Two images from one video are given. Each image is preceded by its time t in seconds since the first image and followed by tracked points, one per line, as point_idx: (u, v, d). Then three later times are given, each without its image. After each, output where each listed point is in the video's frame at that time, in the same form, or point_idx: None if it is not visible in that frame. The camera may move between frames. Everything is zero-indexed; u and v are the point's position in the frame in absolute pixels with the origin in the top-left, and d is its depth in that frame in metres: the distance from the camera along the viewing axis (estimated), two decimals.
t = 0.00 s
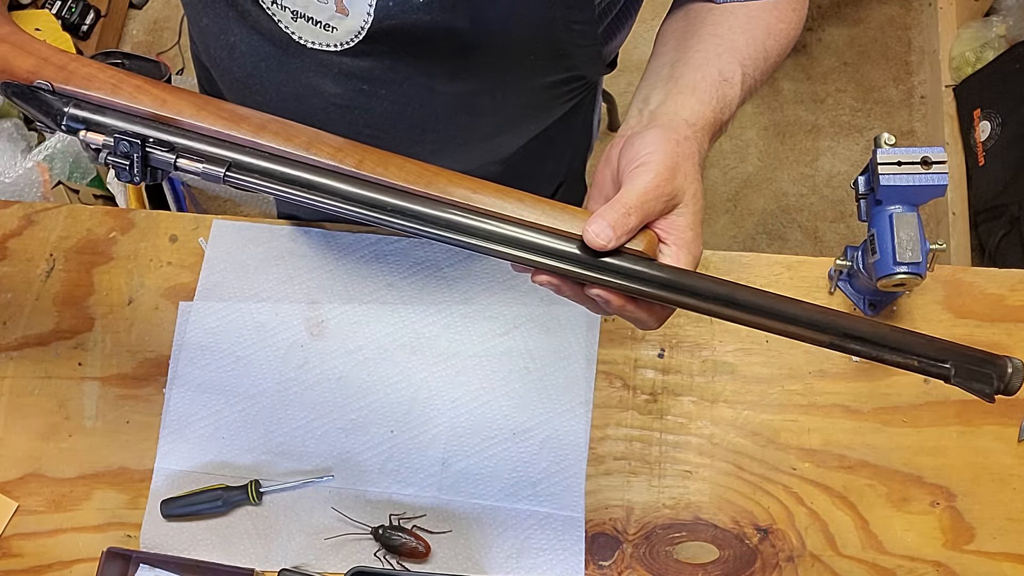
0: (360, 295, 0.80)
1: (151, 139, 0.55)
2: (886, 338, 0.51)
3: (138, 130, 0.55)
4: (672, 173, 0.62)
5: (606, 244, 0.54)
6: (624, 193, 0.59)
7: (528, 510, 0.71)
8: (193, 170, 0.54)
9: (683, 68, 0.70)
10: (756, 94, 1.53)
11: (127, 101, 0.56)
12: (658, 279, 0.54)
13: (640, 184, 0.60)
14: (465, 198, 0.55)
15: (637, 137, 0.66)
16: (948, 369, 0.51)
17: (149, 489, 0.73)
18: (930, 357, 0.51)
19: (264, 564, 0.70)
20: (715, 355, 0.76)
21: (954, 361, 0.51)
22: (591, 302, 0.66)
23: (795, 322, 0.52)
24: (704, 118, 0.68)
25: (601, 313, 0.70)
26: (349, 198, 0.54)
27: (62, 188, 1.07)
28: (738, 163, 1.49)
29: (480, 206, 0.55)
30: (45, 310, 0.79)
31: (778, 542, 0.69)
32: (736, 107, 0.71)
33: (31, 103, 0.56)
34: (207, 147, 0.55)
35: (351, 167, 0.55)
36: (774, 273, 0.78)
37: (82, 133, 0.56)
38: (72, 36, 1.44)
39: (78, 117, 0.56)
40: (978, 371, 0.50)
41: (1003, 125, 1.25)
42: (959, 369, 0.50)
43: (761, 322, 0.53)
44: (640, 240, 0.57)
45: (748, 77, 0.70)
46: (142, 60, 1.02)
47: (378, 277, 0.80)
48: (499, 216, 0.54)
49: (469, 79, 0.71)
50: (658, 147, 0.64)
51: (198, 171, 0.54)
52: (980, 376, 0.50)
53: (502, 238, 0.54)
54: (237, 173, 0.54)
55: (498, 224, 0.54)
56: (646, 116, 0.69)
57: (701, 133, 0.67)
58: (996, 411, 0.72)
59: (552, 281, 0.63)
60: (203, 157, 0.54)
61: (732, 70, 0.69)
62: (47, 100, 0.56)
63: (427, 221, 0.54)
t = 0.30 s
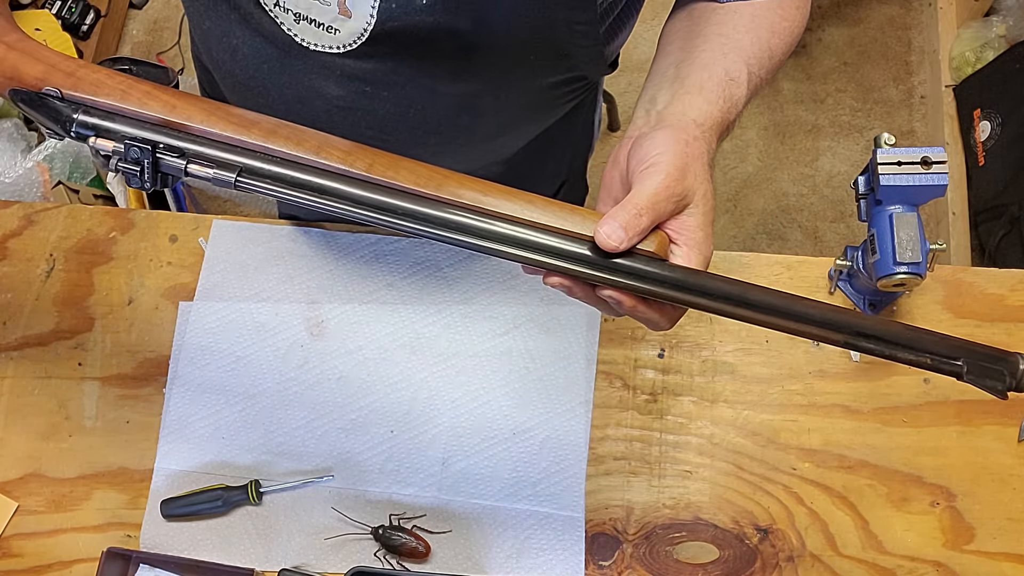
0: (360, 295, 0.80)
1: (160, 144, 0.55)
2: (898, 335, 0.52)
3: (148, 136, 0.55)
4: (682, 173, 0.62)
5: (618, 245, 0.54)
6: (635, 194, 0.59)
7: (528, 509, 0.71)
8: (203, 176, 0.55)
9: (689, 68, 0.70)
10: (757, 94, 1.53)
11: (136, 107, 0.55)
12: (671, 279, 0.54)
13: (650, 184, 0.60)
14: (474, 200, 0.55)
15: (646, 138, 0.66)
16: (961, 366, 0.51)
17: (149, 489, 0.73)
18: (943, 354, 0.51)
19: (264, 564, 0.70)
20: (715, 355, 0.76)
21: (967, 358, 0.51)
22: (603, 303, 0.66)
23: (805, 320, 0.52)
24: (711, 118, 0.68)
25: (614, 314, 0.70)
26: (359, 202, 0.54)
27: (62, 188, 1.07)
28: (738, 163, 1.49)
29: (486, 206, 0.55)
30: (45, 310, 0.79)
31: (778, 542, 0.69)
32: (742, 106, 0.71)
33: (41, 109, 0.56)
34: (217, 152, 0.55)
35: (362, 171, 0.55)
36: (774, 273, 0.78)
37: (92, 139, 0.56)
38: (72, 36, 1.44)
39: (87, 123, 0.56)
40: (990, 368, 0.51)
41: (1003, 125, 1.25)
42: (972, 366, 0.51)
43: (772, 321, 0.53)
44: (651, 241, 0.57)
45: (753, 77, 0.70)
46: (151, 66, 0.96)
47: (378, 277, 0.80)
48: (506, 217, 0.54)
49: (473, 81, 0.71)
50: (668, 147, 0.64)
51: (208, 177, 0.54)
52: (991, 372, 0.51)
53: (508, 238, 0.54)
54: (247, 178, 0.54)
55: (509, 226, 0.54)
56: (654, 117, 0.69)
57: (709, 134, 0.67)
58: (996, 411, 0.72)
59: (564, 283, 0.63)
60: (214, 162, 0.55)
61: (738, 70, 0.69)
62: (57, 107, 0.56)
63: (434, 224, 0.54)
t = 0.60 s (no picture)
0: (360, 295, 0.80)
1: (163, 148, 0.55)
2: (902, 334, 0.52)
3: (151, 139, 0.55)
4: (686, 173, 0.62)
5: (622, 246, 0.54)
6: (639, 194, 0.59)
7: (528, 509, 0.71)
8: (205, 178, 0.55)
9: (691, 68, 0.70)
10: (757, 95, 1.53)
11: (138, 111, 0.55)
12: (674, 278, 0.54)
13: (655, 183, 0.60)
14: (478, 202, 0.55)
15: (648, 138, 0.66)
16: (965, 364, 0.51)
17: (149, 489, 0.73)
18: (947, 352, 0.52)
19: (264, 564, 0.70)
20: (715, 355, 0.76)
21: (970, 356, 0.51)
22: (607, 303, 0.66)
23: (809, 319, 0.52)
24: (713, 117, 0.68)
25: (618, 314, 0.70)
26: (363, 205, 0.54)
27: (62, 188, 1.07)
28: (738, 163, 1.49)
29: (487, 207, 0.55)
30: (45, 310, 0.79)
31: (778, 542, 0.69)
32: (743, 106, 0.71)
33: (43, 114, 0.56)
34: (220, 155, 0.55)
35: (365, 173, 0.55)
36: (774, 273, 0.78)
37: (95, 143, 0.56)
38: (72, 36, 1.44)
39: (90, 127, 0.55)
40: (994, 366, 0.51)
41: (1003, 125, 1.25)
42: (975, 365, 0.51)
43: (775, 321, 0.53)
44: (655, 241, 0.58)
45: (754, 77, 0.70)
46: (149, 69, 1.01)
47: (378, 278, 0.80)
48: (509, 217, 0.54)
49: (473, 82, 0.71)
50: (671, 147, 0.64)
51: (211, 179, 0.54)
52: (994, 370, 0.51)
53: (510, 239, 0.54)
54: (250, 181, 0.54)
55: (512, 227, 0.54)
56: (656, 117, 0.69)
57: (712, 133, 0.67)
58: (996, 411, 0.72)
59: (567, 283, 0.63)
60: (216, 166, 0.54)
61: (739, 69, 0.69)
62: (59, 111, 0.56)
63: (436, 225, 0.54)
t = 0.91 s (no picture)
0: (360, 295, 0.80)
1: (162, 150, 0.55)
2: (902, 334, 0.52)
3: (149, 142, 0.55)
4: (686, 173, 0.62)
5: (620, 247, 0.54)
6: (639, 194, 0.59)
7: (528, 509, 0.71)
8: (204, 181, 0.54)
9: (689, 68, 0.70)
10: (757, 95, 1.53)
11: (137, 114, 0.55)
12: (673, 279, 0.54)
13: (655, 184, 0.60)
14: (477, 204, 0.55)
15: (648, 139, 0.66)
16: (965, 364, 0.51)
17: (149, 489, 0.73)
18: (947, 352, 0.51)
19: (264, 564, 0.70)
20: (715, 355, 0.76)
21: (970, 356, 0.51)
22: (606, 305, 0.66)
23: (808, 320, 0.52)
24: (713, 118, 0.68)
25: (616, 315, 0.70)
26: (362, 207, 0.54)
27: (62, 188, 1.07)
28: (738, 163, 1.49)
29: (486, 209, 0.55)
30: (45, 310, 0.79)
31: (778, 542, 0.69)
32: (743, 106, 0.71)
33: (43, 117, 0.56)
34: (219, 158, 0.55)
35: (364, 175, 0.55)
36: (774, 273, 0.78)
37: (93, 147, 0.56)
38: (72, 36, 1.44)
39: (89, 131, 0.56)
40: (993, 366, 0.51)
41: (1003, 125, 1.25)
42: (975, 365, 0.51)
43: (775, 321, 0.53)
44: (654, 242, 0.57)
45: (753, 77, 0.70)
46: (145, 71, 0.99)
47: (378, 277, 0.80)
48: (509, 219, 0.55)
49: (472, 83, 0.71)
50: (671, 147, 0.64)
51: (209, 182, 0.54)
52: (994, 370, 0.51)
53: (509, 241, 0.54)
54: (249, 183, 0.54)
55: (511, 228, 0.54)
56: (655, 117, 0.69)
57: (711, 134, 0.67)
58: (996, 411, 0.72)
59: (567, 284, 0.63)
60: (216, 168, 0.54)
61: (738, 69, 0.69)
62: (57, 114, 0.56)
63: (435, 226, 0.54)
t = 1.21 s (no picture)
0: (360, 295, 0.80)
1: (162, 156, 0.54)
2: (901, 333, 0.52)
3: (150, 148, 0.55)
4: (684, 174, 0.62)
5: (620, 248, 0.54)
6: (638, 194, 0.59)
7: (528, 509, 0.71)
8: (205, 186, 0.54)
9: (688, 68, 0.70)
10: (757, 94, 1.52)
11: (137, 119, 0.55)
12: (673, 279, 0.54)
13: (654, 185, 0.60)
14: (477, 206, 0.55)
15: (646, 140, 0.66)
16: (965, 363, 0.51)
17: (149, 489, 0.73)
18: (947, 351, 0.51)
19: (264, 564, 0.70)
20: (715, 355, 0.76)
21: (970, 355, 0.51)
22: (606, 306, 0.66)
23: (808, 319, 0.52)
24: (712, 118, 0.68)
25: (616, 316, 0.70)
26: (362, 210, 0.54)
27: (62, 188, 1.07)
28: (738, 163, 1.49)
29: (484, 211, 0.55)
30: (45, 310, 0.79)
31: (778, 542, 0.69)
32: (742, 105, 0.71)
33: (43, 124, 0.56)
34: (219, 163, 0.55)
35: (363, 178, 0.55)
36: (774, 273, 0.78)
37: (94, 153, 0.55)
38: (72, 36, 1.44)
39: (89, 137, 0.55)
40: (992, 364, 0.51)
41: (1003, 125, 1.25)
42: (975, 363, 0.51)
43: (774, 321, 0.53)
44: (653, 243, 0.57)
45: (752, 77, 0.70)
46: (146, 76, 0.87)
47: (378, 278, 0.80)
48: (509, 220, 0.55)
49: (469, 84, 0.71)
50: (669, 148, 0.64)
51: (210, 187, 0.54)
52: (994, 368, 0.51)
53: (509, 243, 0.54)
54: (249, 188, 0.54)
55: (511, 230, 0.54)
56: (654, 118, 0.69)
57: (710, 134, 0.67)
58: (997, 411, 0.72)
59: (566, 285, 0.63)
60: (216, 173, 0.54)
61: (736, 68, 0.69)
62: (58, 120, 0.56)
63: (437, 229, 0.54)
